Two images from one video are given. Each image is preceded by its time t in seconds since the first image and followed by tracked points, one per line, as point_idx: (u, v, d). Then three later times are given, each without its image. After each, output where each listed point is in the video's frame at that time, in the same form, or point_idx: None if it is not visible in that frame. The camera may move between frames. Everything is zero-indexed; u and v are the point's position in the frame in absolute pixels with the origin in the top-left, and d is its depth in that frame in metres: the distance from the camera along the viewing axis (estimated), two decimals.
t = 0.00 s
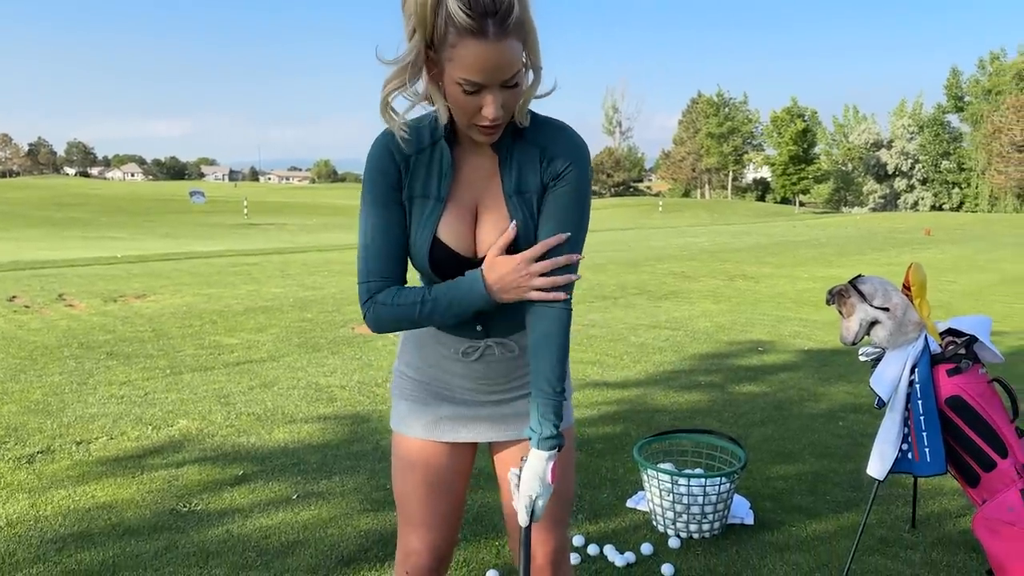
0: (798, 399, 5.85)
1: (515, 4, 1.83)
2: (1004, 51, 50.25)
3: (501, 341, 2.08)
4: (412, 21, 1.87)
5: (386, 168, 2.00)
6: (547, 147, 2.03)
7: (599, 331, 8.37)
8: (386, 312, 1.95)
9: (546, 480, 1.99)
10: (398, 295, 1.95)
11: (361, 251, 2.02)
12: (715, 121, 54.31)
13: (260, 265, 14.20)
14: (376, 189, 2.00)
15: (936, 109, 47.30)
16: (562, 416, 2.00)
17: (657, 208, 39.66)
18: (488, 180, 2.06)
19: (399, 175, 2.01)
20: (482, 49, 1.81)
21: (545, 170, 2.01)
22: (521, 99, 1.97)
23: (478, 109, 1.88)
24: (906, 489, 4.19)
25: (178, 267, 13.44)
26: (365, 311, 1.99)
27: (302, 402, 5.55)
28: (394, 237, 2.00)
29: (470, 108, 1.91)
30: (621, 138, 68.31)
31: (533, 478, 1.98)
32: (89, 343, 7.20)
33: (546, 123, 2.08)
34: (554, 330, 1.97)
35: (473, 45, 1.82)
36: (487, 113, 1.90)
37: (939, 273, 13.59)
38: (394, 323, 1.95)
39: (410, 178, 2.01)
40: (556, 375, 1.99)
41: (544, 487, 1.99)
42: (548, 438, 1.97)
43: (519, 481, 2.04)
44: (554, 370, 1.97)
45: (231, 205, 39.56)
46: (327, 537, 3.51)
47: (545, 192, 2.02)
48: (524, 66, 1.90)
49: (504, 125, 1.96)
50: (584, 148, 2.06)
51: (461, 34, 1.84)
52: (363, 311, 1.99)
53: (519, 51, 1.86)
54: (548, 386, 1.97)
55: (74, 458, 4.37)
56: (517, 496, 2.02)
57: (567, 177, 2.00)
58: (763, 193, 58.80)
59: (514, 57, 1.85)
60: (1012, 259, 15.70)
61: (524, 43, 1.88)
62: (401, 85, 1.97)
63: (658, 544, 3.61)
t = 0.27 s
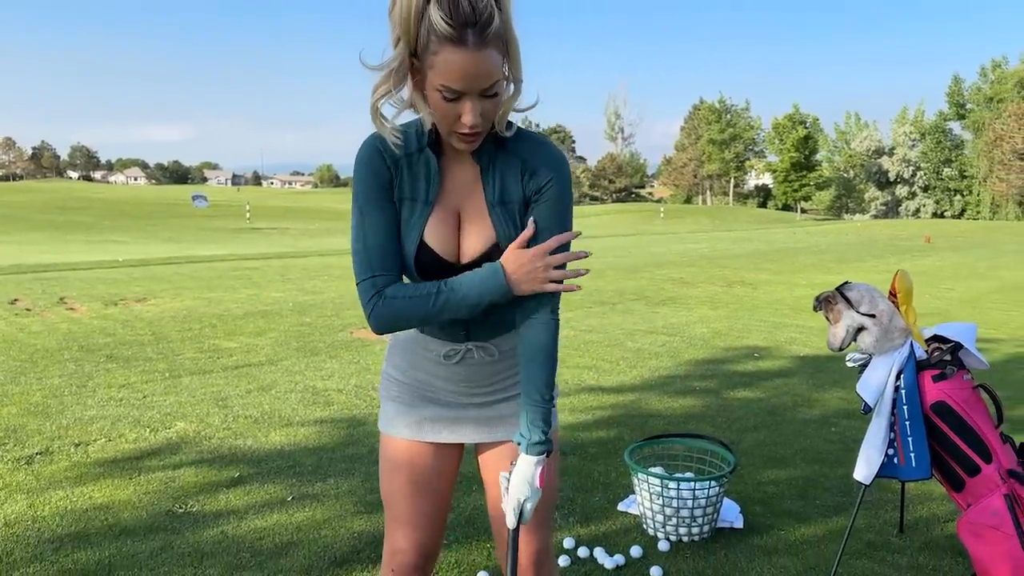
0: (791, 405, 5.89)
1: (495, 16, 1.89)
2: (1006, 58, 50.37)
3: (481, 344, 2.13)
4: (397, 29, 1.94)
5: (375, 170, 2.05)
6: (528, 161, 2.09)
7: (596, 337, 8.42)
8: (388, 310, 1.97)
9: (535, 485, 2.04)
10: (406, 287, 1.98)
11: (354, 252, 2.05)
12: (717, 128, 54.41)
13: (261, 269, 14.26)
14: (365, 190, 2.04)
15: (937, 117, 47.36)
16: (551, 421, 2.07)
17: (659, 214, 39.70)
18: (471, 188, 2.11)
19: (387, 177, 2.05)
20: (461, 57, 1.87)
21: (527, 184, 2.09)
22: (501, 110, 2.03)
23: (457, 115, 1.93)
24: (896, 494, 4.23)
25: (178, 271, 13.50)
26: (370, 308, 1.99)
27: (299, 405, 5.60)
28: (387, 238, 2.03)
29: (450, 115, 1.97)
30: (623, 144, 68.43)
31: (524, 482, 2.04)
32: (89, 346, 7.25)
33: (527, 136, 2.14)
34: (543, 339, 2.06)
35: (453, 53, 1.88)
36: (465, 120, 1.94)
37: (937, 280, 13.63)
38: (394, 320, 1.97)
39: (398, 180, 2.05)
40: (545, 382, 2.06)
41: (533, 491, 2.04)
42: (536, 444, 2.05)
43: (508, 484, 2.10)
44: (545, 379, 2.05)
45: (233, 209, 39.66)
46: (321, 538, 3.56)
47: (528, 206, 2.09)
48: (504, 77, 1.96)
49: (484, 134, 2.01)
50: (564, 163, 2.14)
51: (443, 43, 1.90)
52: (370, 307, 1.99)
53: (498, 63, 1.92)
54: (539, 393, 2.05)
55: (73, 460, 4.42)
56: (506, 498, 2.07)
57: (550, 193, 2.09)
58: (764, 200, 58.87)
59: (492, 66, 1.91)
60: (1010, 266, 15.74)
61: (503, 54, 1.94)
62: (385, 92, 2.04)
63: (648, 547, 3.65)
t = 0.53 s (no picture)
0: (787, 411, 5.93)
1: (487, 33, 1.94)
2: (1011, 67, 50.34)
3: (469, 345, 2.18)
4: (391, 45, 1.98)
5: (369, 175, 2.11)
6: (517, 169, 2.15)
7: (596, 342, 8.46)
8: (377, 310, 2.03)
9: (545, 486, 2.10)
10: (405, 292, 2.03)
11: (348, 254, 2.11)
12: (721, 135, 54.46)
13: (264, 273, 14.34)
14: (360, 194, 2.10)
15: (942, 125, 47.35)
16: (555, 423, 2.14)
17: (662, 220, 39.74)
18: (463, 194, 2.16)
19: (381, 182, 2.11)
20: (455, 75, 1.92)
21: (517, 192, 2.15)
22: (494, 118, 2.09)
23: (452, 129, 2.00)
24: (888, 498, 4.26)
25: (182, 274, 13.59)
26: (367, 310, 2.04)
27: (299, 407, 5.65)
28: (381, 242, 2.08)
29: (444, 127, 2.03)
30: (628, 150, 68.51)
31: (534, 483, 2.10)
32: (92, 348, 7.33)
33: (516, 146, 2.20)
34: (545, 346, 2.13)
35: (447, 70, 1.94)
36: (460, 133, 2.01)
37: (939, 288, 13.64)
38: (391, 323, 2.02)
39: (391, 184, 2.11)
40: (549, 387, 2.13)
41: (541, 492, 2.10)
42: (542, 445, 2.12)
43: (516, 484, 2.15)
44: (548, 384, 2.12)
45: (238, 214, 39.85)
46: (317, 538, 3.61)
47: (518, 214, 2.15)
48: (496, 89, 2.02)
49: (477, 144, 2.08)
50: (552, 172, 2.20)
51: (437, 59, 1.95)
52: (365, 309, 2.04)
53: (490, 77, 1.98)
54: (541, 400, 2.12)
55: (74, 459, 4.48)
56: (513, 497, 2.12)
57: (539, 200, 2.14)
58: (768, 207, 58.89)
59: (485, 81, 1.97)
60: (1013, 275, 15.74)
61: (495, 68, 2.00)
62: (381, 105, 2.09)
63: (641, 549, 3.70)
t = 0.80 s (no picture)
0: (786, 417, 5.96)
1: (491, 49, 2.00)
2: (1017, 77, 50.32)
3: (464, 347, 2.23)
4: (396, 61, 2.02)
5: (368, 179, 2.16)
6: (513, 177, 2.19)
7: (597, 347, 8.51)
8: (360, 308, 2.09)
9: (539, 485, 2.16)
10: (372, 295, 2.08)
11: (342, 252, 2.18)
12: (727, 142, 54.51)
13: (269, 277, 14.42)
14: (358, 196, 2.16)
15: (947, 134, 47.34)
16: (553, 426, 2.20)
17: (667, 227, 39.78)
18: (460, 200, 2.21)
19: (380, 186, 2.17)
20: (463, 91, 1.98)
21: (512, 199, 2.19)
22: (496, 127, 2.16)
23: (458, 142, 2.06)
24: (884, 504, 4.29)
25: (188, 277, 13.68)
26: (345, 310, 2.12)
27: (302, 410, 5.71)
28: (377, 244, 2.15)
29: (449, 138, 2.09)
30: (633, 157, 68.59)
31: (528, 481, 2.15)
32: (98, 349, 7.41)
33: (514, 153, 2.25)
34: (543, 352, 2.20)
35: (453, 86, 1.99)
36: (466, 145, 2.08)
37: (941, 296, 13.66)
38: (365, 322, 2.06)
39: (389, 188, 2.17)
40: (547, 392, 2.18)
41: (536, 491, 2.16)
42: (539, 445, 2.18)
43: (512, 482, 2.21)
44: (547, 386, 2.18)
45: (244, 217, 40.02)
46: (318, 537, 3.66)
47: (514, 221, 2.20)
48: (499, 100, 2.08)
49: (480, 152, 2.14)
50: (549, 180, 2.24)
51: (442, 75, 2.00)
52: (344, 307, 2.12)
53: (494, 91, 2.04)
54: (542, 403, 2.18)
55: (80, 458, 4.54)
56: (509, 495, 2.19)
57: (534, 207, 2.18)
58: (773, 214, 58.88)
59: (490, 96, 2.03)
60: (1016, 284, 15.75)
61: (499, 81, 2.05)
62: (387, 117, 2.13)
63: (637, 551, 3.74)
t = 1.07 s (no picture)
0: (786, 422, 6.00)
1: (491, 51, 2.06)
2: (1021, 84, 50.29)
3: (461, 349, 2.27)
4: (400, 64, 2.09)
5: (370, 181, 2.22)
6: (511, 183, 2.21)
7: (598, 352, 8.55)
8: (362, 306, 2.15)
9: (539, 483, 2.20)
10: (387, 300, 2.13)
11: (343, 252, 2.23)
12: (730, 149, 54.57)
13: (272, 280, 14.49)
14: (360, 198, 2.21)
15: (951, 142, 47.35)
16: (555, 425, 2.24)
17: (670, 233, 39.80)
18: (458, 203, 2.24)
19: (381, 188, 2.22)
20: (463, 91, 2.03)
21: (510, 205, 2.21)
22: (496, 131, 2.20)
23: (458, 141, 2.10)
24: (881, 509, 4.33)
25: (192, 280, 13.75)
26: (349, 306, 2.18)
27: (305, 412, 5.76)
28: (374, 244, 2.20)
29: (450, 139, 2.13)
30: (636, 162, 68.67)
31: (529, 479, 2.20)
32: (103, 351, 7.47)
33: (513, 159, 2.27)
34: (549, 351, 2.24)
35: (454, 86, 2.05)
36: (465, 145, 2.12)
37: (942, 303, 13.68)
38: (375, 320, 2.12)
39: (390, 190, 2.22)
40: (552, 393, 2.23)
41: (535, 488, 2.20)
42: (540, 444, 2.22)
43: (513, 480, 2.25)
44: (552, 386, 2.22)
45: (248, 221, 40.15)
46: (321, 537, 3.71)
47: (512, 225, 2.22)
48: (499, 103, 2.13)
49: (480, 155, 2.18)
50: (546, 185, 2.26)
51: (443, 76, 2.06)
52: (349, 304, 2.17)
53: (494, 92, 2.09)
54: (547, 402, 2.22)
55: (85, 458, 4.59)
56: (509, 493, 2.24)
57: (531, 210, 2.20)
58: (776, 221, 58.90)
59: (489, 97, 2.08)
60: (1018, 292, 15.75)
61: (499, 84, 2.11)
62: (391, 121, 2.19)
63: (635, 553, 3.78)
